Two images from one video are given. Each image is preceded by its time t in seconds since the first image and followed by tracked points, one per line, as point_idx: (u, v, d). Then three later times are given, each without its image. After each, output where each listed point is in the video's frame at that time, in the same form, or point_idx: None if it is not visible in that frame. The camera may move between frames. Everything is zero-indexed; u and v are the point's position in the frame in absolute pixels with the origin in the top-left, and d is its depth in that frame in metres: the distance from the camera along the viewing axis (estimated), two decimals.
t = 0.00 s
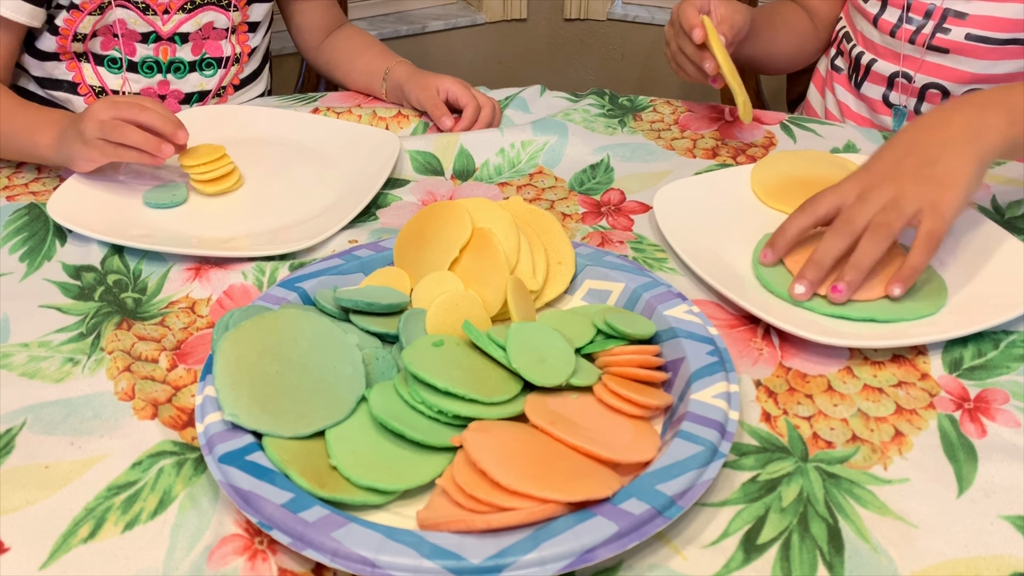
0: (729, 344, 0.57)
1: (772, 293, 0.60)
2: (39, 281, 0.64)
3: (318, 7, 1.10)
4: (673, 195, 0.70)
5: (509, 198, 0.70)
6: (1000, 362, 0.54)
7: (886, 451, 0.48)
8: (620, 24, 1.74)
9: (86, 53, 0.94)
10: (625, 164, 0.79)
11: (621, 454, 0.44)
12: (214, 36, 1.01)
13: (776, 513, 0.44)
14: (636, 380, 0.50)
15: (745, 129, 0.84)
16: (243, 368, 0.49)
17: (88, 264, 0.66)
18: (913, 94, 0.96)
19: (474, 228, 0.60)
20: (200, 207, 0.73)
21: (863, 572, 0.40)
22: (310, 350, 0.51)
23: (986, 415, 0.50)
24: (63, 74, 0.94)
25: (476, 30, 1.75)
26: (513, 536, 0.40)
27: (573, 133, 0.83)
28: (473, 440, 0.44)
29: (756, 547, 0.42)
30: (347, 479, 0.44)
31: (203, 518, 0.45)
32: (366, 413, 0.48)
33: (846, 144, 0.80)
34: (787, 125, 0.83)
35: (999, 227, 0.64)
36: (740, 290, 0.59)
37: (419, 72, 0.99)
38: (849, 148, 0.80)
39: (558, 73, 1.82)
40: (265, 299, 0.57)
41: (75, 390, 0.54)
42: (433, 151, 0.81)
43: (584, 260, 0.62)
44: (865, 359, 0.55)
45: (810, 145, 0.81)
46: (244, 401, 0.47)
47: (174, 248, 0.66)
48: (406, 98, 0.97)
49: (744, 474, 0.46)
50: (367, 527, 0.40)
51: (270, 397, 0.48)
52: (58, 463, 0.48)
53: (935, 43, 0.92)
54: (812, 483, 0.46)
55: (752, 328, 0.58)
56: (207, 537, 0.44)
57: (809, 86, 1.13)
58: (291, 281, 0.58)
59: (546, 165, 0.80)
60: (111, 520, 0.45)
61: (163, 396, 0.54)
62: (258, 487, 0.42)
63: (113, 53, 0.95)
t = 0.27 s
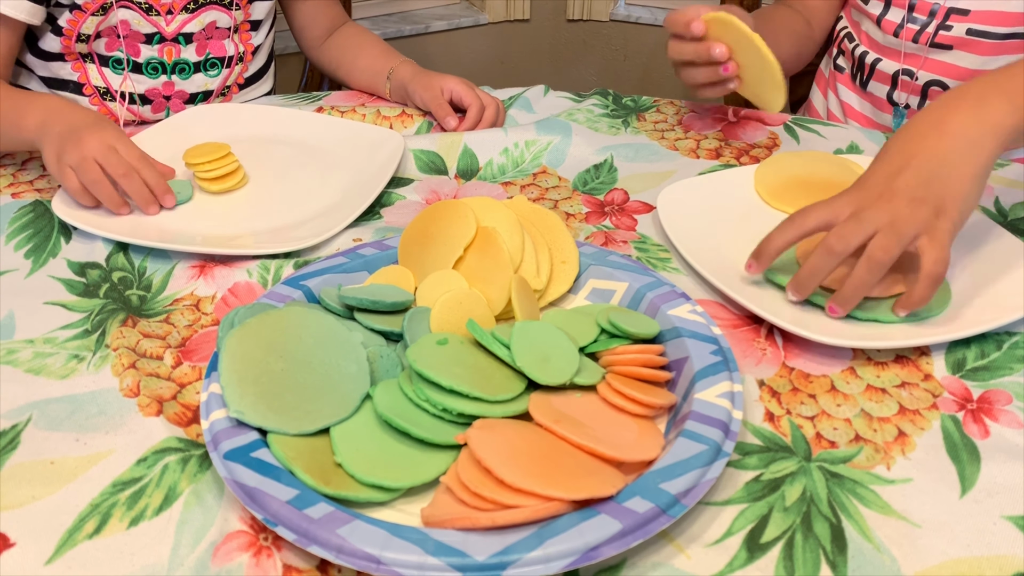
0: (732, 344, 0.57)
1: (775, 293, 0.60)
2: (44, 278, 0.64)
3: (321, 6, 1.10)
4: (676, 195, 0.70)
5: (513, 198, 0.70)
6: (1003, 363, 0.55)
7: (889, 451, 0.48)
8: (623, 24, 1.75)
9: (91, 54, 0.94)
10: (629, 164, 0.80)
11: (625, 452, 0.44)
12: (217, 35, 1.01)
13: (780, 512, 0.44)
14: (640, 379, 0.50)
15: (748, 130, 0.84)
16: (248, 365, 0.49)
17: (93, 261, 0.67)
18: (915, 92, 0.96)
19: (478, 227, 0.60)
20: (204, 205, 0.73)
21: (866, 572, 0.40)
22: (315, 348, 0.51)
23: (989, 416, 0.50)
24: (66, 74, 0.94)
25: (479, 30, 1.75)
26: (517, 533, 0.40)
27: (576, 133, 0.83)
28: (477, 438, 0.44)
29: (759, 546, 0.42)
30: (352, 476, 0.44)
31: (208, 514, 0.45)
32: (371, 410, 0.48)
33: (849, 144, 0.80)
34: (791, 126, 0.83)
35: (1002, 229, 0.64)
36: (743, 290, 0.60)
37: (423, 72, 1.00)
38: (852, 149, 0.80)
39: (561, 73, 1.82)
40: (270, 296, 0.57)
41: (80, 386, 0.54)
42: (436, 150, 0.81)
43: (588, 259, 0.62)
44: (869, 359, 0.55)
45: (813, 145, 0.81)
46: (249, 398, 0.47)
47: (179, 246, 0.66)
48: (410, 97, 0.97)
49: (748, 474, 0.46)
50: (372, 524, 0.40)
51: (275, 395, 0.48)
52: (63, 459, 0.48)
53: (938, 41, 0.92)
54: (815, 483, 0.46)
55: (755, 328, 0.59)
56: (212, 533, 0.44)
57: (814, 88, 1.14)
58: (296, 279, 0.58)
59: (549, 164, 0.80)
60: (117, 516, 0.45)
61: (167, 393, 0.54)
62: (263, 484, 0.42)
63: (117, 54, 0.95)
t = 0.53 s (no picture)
0: (736, 345, 0.57)
1: (779, 295, 0.60)
2: (49, 276, 0.64)
3: (325, 6, 1.11)
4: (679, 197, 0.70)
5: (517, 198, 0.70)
6: (1006, 365, 0.55)
7: (893, 452, 0.48)
8: (625, 26, 1.75)
9: (96, 52, 0.94)
10: (632, 165, 0.80)
11: (629, 452, 0.44)
12: (221, 33, 1.01)
13: (783, 512, 0.44)
14: (644, 380, 0.51)
15: (751, 132, 0.85)
16: (254, 363, 0.49)
17: (97, 259, 0.67)
18: (918, 92, 0.96)
19: (483, 227, 0.60)
20: (209, 203, 0.73)
21: (870, 572, 0.40)
22: (320, 347, 0.51)
23: (992, 417, 0.50)
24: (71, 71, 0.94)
25: (481, 31, 1.75)
26: (523, 532, 0.40)
27: (580, 135, 0.83)
28: (482, 437, 0.44)
29: (763, 546, 0.42)
30: (357, 474, 0.44)
31: (214, 512, 0.46)
32: (376, 409, 0.49)
33: (852, 146, 0.80)
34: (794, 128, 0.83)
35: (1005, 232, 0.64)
36: (746, 291, 0.60)
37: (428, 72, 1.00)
38: (855, 151, 0.80)
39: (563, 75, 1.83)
40: (275, 295, 0.57)
41: (86, 384, 0.54)
42: (441, 150, 0.81)
43: (592, 260, 0.63)
44: (872, 360, 0.55)
45: (816, 147, 0.81)
46: (254, 396, 0.47)
47: (184, 245, 0.66)
48: (414, 98, 0.97)
49: (752, 474, 0.47)
50: (377, 522, 0.40)
51: (281, 393, 0.48)
52: (68, 457, 0.49)
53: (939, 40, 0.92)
54: (818, 483, 0.46)
55: (759, 329, 0.59)
56: (217, 530, 0.44)
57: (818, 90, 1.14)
58: (301, 278, 0.59)
59: (553, 165, 0.80)
60: (122, 513, 0.45)
61: (173, 391, 0.54)
62: (269, 482, 0.43)
63: (121, 51, 0.95)
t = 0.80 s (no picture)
0: (734, 344, 0.57)
1: (776, 293, 0.60)
2: (42, 276, 0.64)
3: (320, 3, 1.10)
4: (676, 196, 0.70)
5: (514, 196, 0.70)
6: (1004, 364, 0.55)
7: (891, 452, 0.48)
8: (621, 24, 1.75)
9: (90, 54, 0.93)
10: (629, 163, 0.80)
11: (627, 452, 0.44)
12: (216, 34, 1.01)
13: (782, 512, 0.44)
14: (642, 379, 0.50)
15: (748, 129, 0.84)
16: (249, 364, 0.49)
17: (91, 259, 0.66)
18: (919, 100, 0.96)
19: (479, 226, 0.60)
20: (203, 202, 0.73)
21: (869, 572, 0.40)
22: (316, 347, 0.51)
23: (990, 416, 0.50)
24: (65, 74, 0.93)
25: (477, 29, 1.75)
26: (520, 533, 0.40)
27: (576, 133, 0.83)
28: (479, 438, 0.44)
29: (762, 546, 0.42)
30: (353, 476, 0.44)
31: (209, 514, 0.45)
32: (372, 409, 0.48)
33: (849, 144, 0.80)
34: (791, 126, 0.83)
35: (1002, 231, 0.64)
36: (744, 289, 0.59)
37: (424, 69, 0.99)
38: (852, 150, 0.80)
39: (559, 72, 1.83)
40: (270, 295, 0.57)
41: (79, 384, 0.54)
42: (436, 148, 0.81)
43: (589, 259, 0.62)
44: (870, 359, 0.55)
45: (812, 145, 0.81)
46: (249, 397, 0.47)
47: (178, 244, 0.66)
48: (410, 96, 0.96)
49: (750, 474, 0.46)
50: (374, 524, 0.40)
51: (276, 394, 0.48)
52: (62, 458, 0.48)
53: (941, 48, 0.92)
54: (817, 483, 0.46)
55: (756, 328, 0.59)
56: (212, 532, 0.44)
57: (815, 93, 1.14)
58: (296, 278, 0.58)
59: (550, 163, 0.80)
60: (116, 516, 0.45)
61: (167, 391, 0.54)
62: (264, 483, 0.42)
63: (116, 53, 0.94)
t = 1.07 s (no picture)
0: (732, 334, 0.57)
1: (775, 283, 0.59)
2: (35, 263, 0.63)
3: None
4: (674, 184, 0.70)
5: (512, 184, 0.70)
6: (1003, 354, 0.55)
7: (890, 442, 0.48)
8: (618, 12, 1.74)
9: (83, 43, 0.92)
10: (627, 152, 0.79)
11: (625, 442, 0.44)
12: (212, 23, 1.00)
13: (780, 502, 0.44)
14: (640, 369, 0.50)
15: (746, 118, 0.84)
16: (244, 353, 0.48)
17: (84, 247, 0.66)
18: (918, 99, 0.96)
19: (477, 214, 0.60)
20: (198, 190, 0.72)
21: (867, 562, 0.40)
22: (312, 336, 0.50)
23: (988, 407, 0.50)
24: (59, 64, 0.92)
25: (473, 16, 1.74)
26: (518, 523, 0.40)
27: (574, 122, 0.82)
28: (477, 427, 0.44)
29: (760, 536, 0.42)
30: (350, 465, 0.44)
31: (204, 503, 0.45)
32: (369, 399, 0.48)
33: (848, 134, 0.80)
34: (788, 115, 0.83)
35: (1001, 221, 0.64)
36: (743, 279, 0.59)
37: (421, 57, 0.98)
38: (850, 140, 0.80)
39: (555, 61, 1.82)
40: (265, 283, 0.56)
41: (73, 373, 0.53)
42: (433, 136, 0.80)
43: (587, 247, 0.62)
44: (868, 349, 0.55)
45: (810, 134, 0.81)
46: (245, 386, 0.46)
47: (173, 232, 0.65)
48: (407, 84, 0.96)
49: (748, 464, 0.46)
50: (371, 513, 0.40)
51: (271, 383, 0.47)
52: (55, 447, 0.48)
53: (942, 49, 0.91)
54: (815, 472, 0.46)
55: (755, 318, 0.58)
56: (208, 522, 0.44)
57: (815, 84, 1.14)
58: (292, 266, 0.58)
59: (547, 151, 0.80)
60: (111, 505, 0.44)
61: (162, 380, 0.53)
62: (260, 473, 0.42)
63: (111, 43, 0.93)
